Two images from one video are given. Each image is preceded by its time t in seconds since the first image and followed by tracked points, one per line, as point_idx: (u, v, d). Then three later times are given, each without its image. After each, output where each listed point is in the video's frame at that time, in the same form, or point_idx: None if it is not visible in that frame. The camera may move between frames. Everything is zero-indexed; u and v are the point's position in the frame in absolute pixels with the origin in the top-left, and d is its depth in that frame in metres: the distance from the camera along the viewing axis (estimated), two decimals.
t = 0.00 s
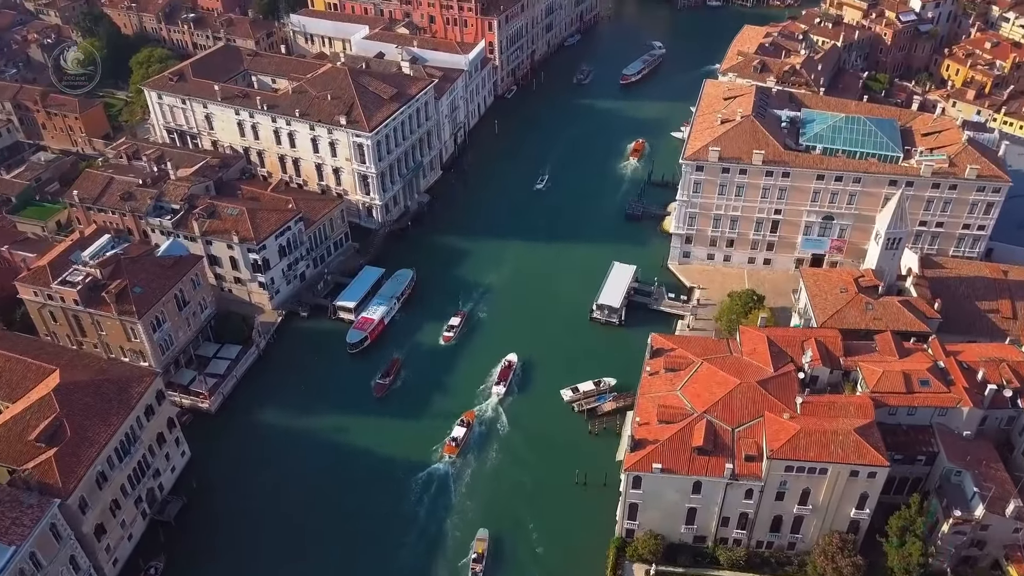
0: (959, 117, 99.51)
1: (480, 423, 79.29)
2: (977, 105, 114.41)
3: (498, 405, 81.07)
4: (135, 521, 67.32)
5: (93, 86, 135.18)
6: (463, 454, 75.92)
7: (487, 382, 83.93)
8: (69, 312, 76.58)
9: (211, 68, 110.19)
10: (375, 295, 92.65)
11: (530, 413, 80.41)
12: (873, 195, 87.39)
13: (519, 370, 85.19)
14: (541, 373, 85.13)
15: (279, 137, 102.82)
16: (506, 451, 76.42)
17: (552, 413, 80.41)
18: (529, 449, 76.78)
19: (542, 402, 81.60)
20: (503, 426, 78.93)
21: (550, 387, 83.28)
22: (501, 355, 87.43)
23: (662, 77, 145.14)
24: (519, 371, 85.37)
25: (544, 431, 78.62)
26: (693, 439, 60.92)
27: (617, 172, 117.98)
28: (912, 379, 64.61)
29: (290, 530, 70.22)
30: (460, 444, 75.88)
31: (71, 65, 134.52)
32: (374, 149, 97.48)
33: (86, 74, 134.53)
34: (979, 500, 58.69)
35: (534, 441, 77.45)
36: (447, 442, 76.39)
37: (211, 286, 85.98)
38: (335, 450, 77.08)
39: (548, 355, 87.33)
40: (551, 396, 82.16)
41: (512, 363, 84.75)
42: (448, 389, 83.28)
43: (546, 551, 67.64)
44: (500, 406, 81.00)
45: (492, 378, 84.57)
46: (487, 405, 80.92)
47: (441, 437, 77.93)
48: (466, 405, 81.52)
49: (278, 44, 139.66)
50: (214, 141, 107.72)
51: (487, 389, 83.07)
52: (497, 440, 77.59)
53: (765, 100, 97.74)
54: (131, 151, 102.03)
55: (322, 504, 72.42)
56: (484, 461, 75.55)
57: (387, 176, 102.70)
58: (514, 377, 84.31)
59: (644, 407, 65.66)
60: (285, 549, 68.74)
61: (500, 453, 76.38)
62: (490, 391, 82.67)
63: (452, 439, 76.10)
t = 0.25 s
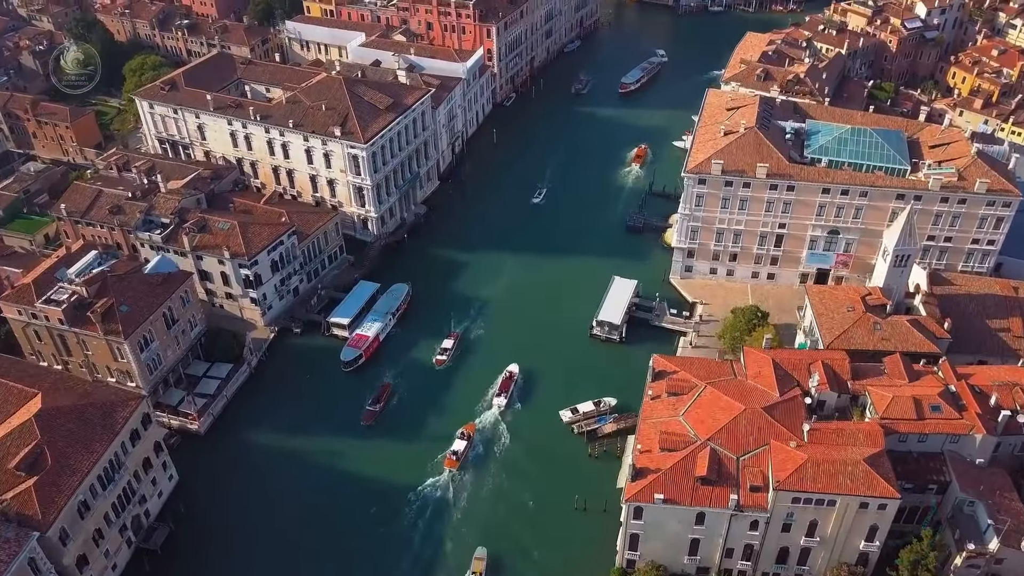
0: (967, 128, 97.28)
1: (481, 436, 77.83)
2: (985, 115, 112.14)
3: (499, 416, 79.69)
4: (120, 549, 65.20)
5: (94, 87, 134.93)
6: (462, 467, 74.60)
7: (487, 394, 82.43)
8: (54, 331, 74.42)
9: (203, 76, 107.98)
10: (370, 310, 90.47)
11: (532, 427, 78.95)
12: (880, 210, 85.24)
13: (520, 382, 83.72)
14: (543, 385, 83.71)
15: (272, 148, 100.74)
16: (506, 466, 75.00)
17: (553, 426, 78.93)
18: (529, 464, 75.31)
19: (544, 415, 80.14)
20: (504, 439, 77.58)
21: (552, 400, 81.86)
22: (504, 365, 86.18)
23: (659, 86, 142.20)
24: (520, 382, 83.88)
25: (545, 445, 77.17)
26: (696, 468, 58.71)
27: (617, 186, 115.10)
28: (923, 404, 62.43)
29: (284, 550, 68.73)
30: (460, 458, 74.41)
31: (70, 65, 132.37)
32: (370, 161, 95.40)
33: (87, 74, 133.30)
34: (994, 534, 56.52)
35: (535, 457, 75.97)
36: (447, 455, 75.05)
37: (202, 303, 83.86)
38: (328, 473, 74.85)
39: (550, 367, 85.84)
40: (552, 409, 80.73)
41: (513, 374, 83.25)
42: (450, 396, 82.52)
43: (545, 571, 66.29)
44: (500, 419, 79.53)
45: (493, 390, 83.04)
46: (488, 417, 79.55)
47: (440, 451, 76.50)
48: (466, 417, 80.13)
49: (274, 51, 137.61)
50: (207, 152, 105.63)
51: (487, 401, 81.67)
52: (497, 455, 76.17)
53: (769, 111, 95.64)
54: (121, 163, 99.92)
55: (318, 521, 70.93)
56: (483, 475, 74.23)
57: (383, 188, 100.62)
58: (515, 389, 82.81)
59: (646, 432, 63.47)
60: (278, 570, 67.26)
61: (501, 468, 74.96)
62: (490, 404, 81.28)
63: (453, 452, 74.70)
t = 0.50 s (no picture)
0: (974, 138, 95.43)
1: (481, 447, 76.70)
2: (991, 123, 110.22)
3: (500, 426, 78.63)
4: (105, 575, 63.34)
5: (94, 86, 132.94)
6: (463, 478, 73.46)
7: (488, 404, 81.28)
8: (40, 348, 72.56)
9: (196, 84, 106.42)
10: (365, 325, 88.53)
11: (533, 438, 77.77)
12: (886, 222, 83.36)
13: (521, 392, 82.54)
14: (544, 395, 82.56)
15: (266, 157, 98.91)
16: (507, 478, 73.83)
17: (555, 437, 77.81)
18: (530, 476, 74.10)
19: (545, 426, 78.97)
20: (505, 450, 76.50)
21: (553, 410, 80.74)
22: (506, 373, 85.25)
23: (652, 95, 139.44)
24: (521, 392, 82.67)
25: (547, 457, 75.97)
26: (699, 495, 56.80)
27: (617, 200, 112.28)
28: (933, 428, 60.61)
29: (278, 566, 67.36)
30: (460, 470, 73.25)
31: (70, 64, 130.32)
32: (365, 171, 93.58)
33: (86, 74, 131.12)
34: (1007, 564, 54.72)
35: (536, 469, 74.76)
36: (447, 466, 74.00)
37: (192, 318, 82.00)
38: (321, 493, 73.03)
39: (552, 377, 84.58)
40: (554, 420, 79.56)
41: (513, 383, 82.05)
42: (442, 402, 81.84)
43: None
44: (501, 430, 78.34)
45: (493, 400, 81.84)
46: (488, 427, 78.51)
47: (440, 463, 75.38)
48: (466, 428, 79.05)
49: (269, 56, 135.78)
50: (200, 161, 103.80)
51: (488, 412, 80.56)
52: (498, 466, 75.01)
53: (772, 121, 93.83)
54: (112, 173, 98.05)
55: (313, 537, 69.56)
56: (483, 486, 73.13)
57: (379, 198, 98.82)
58: (516, 400, 81.61)
59: (647, 456, 61.60)
60: None
61: (501, 480, 73.83)
62: (491, 413, 80.24)
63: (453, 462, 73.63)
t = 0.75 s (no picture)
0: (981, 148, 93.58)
1: (481, 459, 75.57)
2: (998, 132, 108.30)
3: (501, 438, 77.47)
4: None
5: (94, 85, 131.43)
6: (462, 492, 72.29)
7: (489, 415, 80.23)
8: (25, 367, 70.70)
9: (188, 92, 104.58)
10: (360, 340, 86.78)
11: (535, 449, 76.63)
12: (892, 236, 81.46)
13: (522, 402, 81.43)
14: (545, 405, 81.47)
15: (260, 167, 97.03)
16: (507, 490, 72.74)
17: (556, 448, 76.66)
18: (530, 491, 72.83)
19: (547, 437, 77.92)
20: (505, 462, 75.31)
21: (555, 421, 79.63)
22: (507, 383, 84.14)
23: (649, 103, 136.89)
24: (522, 403, 81.51)
25: (547, 470, 74.77)
26: (702, 524, 54.82)
27: (615, 213, 109.74)
28: (943, 453, 58.77)
29: None
30: (461, 482, 72.15)
31: (70, 65, 128.93)
32: (360, 182, 91.66)
33: (86, 74, 129.73)
34: None
35: (537, 481, 73.60)
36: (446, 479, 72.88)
37: (182, 334, 80.11)
38: (313, 515, 71.06)
39: (554, 387, 83.49)
40: (556, 431, 78.49)
41: (514, 394, 80.82)
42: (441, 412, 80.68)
43: None
44: (502, 441, 77.28)
45: (493, 412, 80.67)
46: (489, 439, 77.39)
47: (440, 475, 74.29)
48: (465, 440, 77.85)
49: (265, 62, 133.98)
50: (193, 171, 101.93)
51: (488, 423, 79.51)
52: (498, 480, 73.76)
53: (775, 131, 91.99)
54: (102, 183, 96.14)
55: (306, 557, 68.00)
56: (483, 500, 71.94)
57: (375, 209, 96.99)
58: (517, 410, 80.50)
59: (648, 481, 59.69)
60: None
61: (502, 492, 72.69)
62: (491, 425, 79.13)
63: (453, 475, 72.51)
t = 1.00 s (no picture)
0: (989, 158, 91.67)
1: (482, 470, 74.53)
2: (1005, 141, 106.32)
3: (502, 450, 76.37)
4: None
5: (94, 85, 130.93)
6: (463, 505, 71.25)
7: (490, 424, 79.17)
8: (9, 386, 68.82)
9: (180, 100, 102.78)
10: (355, 355, 84.71)
11: (536, 460, 75.54)
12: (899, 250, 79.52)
13: (523, 412, 80.30)
14: (546, 416, 80.37)
15: (253, 177, 95.18)
16: (508, 502, 71.69)
17: (557, 460, 75.48)
18: (530, 506, 71.52)
19: (548, 448, 76.84)
20: (506, 475, 74.15)
21: (556, 431, 78.53)
22: (508, 393, 82.97)
23: (648, 113, 134.12)
24: (523, 413, 80.40)
25: (548, 484, 73.45)
26: (706, 554, 52.75)
27: (614, 227, 107.10)
28: (955, 480, 56.95)
29: None
30: (461, 495, 71.19)
31: (70, 65, 129.30)
32: (355, 193, 89.84)
33: (86, 74, 129.95)
34: None
35: (537, 494, 72.42)
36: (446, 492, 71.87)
37: (172, 350, 78.23)
38: (306, 537, 69.20)
39: (555, 396, 82.44)
40: (557, 442, 77.39)
41: (515, 404, 79.72)
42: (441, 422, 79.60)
43: None
44: (503, 453, 76.19)
45: (494, 423, 79.55)
46: (490, 451, 76.30)
47: (440, 487, 73.24)
48: (466, 452, 76.67)
49: (260, 68, 132.16)
50: (185, 181, 100.09)
51: (488, 434, 78.39)
52: (498, 494, 72.58)
53: (779, 141, 90.10)
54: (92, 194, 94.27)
55: None
56: (483, 514, 70.82)
57: (370, 220, 95.16)
58: (518, 420, 79.42)
59: (649, 508, 57.74)
60: None
61: (502, 506, 71.47)
62: (492, 436, 78.05)
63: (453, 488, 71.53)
